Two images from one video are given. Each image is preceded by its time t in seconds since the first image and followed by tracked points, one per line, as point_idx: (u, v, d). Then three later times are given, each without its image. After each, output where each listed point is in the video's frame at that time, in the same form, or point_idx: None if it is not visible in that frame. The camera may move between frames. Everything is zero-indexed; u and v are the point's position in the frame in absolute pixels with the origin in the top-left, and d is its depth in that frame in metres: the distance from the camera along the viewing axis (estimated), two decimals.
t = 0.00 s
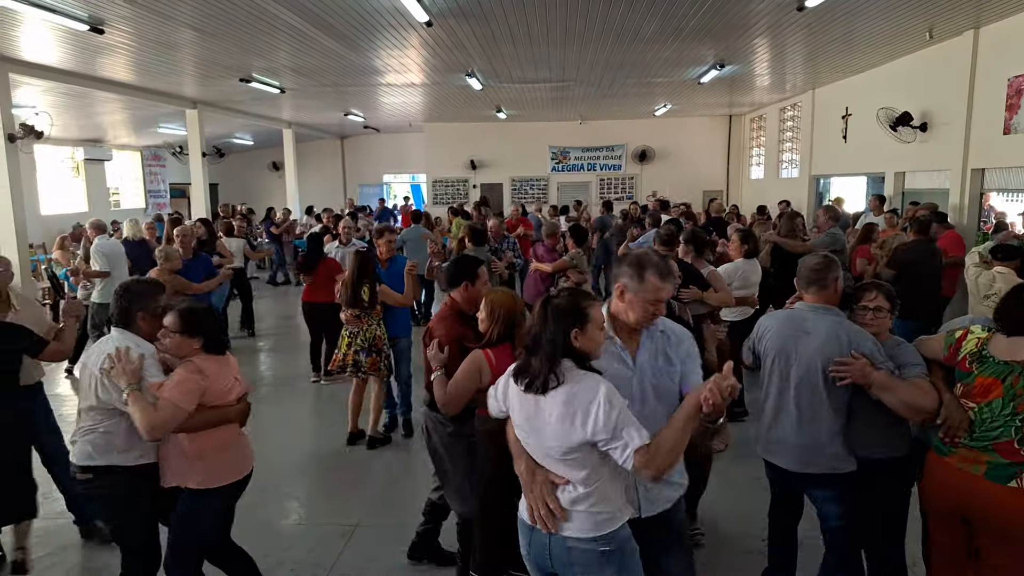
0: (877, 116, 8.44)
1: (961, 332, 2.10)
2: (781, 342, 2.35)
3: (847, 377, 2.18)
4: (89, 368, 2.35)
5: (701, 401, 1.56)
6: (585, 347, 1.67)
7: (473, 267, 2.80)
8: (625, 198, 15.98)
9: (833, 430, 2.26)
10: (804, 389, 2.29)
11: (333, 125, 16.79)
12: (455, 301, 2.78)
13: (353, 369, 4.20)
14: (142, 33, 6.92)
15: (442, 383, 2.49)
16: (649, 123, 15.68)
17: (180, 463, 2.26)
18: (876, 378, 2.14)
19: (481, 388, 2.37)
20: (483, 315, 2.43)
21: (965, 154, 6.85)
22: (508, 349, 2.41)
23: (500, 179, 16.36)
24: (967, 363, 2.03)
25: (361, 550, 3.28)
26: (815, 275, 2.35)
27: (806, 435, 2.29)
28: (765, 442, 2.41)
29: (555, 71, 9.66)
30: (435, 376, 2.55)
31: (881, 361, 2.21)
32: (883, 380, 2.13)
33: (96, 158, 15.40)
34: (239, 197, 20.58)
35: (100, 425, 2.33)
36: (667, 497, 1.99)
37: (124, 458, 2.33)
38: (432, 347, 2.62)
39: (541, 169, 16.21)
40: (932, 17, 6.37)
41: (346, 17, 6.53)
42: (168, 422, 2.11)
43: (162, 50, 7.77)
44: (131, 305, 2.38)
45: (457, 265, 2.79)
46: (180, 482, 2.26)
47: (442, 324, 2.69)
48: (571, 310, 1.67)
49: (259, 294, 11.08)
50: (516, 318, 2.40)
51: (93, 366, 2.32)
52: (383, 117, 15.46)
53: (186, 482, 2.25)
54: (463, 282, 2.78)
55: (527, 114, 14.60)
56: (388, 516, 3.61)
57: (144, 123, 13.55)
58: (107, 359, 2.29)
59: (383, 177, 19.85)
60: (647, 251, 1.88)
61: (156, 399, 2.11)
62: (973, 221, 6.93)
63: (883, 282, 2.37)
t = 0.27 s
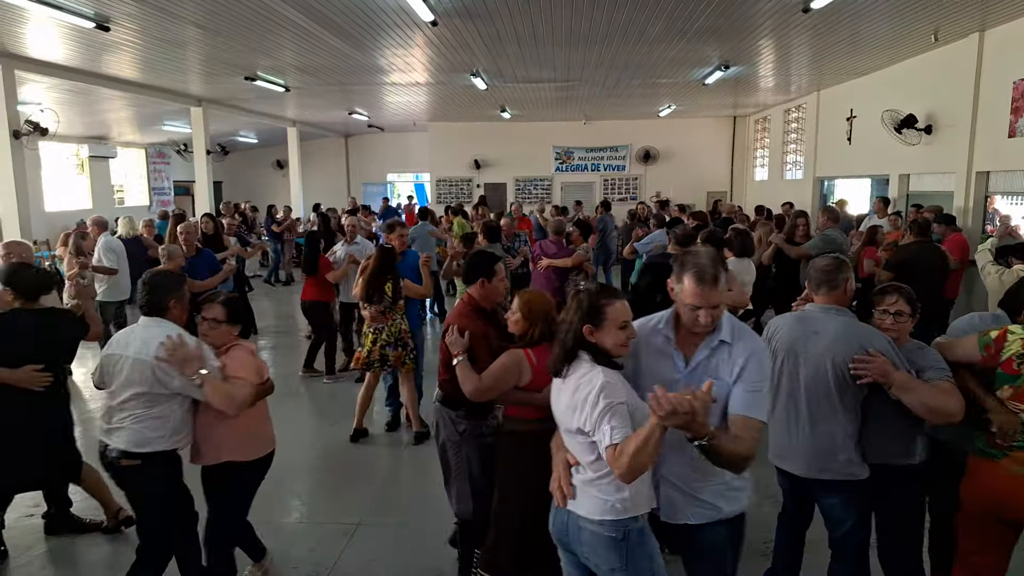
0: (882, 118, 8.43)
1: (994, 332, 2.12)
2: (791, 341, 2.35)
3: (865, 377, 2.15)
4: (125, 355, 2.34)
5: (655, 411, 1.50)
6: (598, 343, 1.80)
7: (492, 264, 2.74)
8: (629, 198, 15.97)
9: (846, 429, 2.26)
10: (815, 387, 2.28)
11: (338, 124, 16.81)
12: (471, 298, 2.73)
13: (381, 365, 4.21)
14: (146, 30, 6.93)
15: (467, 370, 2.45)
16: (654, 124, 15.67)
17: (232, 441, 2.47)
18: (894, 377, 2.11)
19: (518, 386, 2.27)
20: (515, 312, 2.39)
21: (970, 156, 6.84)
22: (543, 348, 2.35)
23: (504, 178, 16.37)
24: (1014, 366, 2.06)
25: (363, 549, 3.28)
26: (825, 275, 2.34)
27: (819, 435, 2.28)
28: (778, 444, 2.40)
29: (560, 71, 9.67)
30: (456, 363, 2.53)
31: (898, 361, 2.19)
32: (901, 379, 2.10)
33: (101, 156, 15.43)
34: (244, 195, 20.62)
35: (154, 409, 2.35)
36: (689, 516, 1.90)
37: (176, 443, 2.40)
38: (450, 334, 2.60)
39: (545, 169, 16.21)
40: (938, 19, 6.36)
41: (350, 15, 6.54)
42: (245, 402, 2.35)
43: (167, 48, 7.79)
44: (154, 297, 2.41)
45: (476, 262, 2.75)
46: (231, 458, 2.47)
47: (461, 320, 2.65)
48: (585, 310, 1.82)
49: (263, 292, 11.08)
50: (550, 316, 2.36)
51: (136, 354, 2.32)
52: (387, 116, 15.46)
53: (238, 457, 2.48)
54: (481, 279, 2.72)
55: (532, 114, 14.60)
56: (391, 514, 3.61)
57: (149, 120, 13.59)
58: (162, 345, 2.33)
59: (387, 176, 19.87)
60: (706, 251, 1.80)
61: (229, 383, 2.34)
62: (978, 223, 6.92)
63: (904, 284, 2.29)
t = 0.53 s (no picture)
0: (884, 117, 8.42)
1: None
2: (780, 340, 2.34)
3: (845, 370, 2.17)
4: (181, 338, 2.40)
5: (611, 395, 1.67)
6: (637, 337, 1.87)
7: (500, 264, 2.75)
8: (630, 198, 15.96)
9: (835, 428, 2.26)
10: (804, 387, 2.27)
11: (339, 124, 16.82)
12: (484, 298, 2.73)
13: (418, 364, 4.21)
14: (148, 30, 6.94)
15: (493, 353, 2.38)
16: (655, 124, 15.66)
17: (284, 407, 2.64)
18: (874, 375, 2.11)
19: (545, 374, 2.28)
20: (534, 306, 2.38)
21: (972, 156, 6.83)
22: (564, 340, 2.38)
23: (506, 178, 16.36)
24: None
25: (364, 549, 3.28)
26: (825, 273, 2.29)
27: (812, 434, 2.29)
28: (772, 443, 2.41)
29: (561, 71, 9.66)
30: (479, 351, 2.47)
31: (886, 360, 2.17)
32: (879, 377, 2.10)
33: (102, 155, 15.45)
34: (245, 195, 20.63)
35: (213, 389, 2.45)
36: (740, 531, 1.74)
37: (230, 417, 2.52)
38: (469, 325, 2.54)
39: (546, 169, 16.20)
40: (940, 19, 6.35)
41: (351, 15, 6.54)
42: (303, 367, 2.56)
43: (169, 48, 7.80)
44: (189, 284, 2.45)
45: (485, 262, 2.75)
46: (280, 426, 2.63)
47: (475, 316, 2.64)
48: (629, 305, 1.89)
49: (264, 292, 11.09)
50: (569, 311, 2.38)
51: (191, 338, 2.40)
52: (388, 116, 15.46)
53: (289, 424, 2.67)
54: (491, 279, 2.73)
55: (533, 113, 14.60)
56: (392, 514, 3.61)
57: (151, 120, 13.60)
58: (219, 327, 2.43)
59: (388, 176, 19.87)
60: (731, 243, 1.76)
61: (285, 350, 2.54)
62: (980, 223, 6.90)
63: (904, 282, 2.27)
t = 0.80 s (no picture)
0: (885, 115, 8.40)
1: None
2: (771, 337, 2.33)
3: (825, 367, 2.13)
4: (219, 338, 2.60)
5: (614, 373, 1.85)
6: (700, 326, 1.95)
7: (515, 263, 2.75)
8: (631, 196, 15.95)
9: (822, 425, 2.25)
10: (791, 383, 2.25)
11: (339, 123, 16.82)
12: (502, 296, 2.75)
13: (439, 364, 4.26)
14: (148, 30, 6.94)
15: (529, 352, 2.43)
16: (656, 122, 15.64)
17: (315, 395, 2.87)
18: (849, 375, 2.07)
19: (576, 369, 2.43)
20: (556, 304, 2.55)
21: (973, 153, 6.81)
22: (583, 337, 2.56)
23: (506, 177, 16.35)
24: None
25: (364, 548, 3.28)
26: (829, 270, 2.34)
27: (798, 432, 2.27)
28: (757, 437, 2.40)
29: (562, 69, 9.66)
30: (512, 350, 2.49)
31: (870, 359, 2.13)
32: (857, 377, 2.05)
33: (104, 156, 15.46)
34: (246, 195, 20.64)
35: (256, 386, 2.67)
36: (734, 526, 1.73)
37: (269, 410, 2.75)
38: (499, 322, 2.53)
39: (547, 168, 16.20)
40: (941, 16, 6.34)
41: (352, 15, 6.55)
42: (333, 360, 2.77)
43: (169, 48, 7.81)
44: (217, 291, 2.65)
45: (500, 262, 2.75)
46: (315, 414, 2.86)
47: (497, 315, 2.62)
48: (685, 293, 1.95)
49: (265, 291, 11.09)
50: (583, 306, 2.59)
51: (230, 338, 2.61)
52: (389, 115, 15.45)
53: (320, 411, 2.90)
54: (508, 279, 2.74)
55: (534, 112, 14.58)
56: (393, 513, 3.62)
57: (151, 120, 13.60)
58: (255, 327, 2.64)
59: (389, 175, 19.87)
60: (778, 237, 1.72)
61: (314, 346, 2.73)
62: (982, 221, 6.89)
63: (898, 283, 2.24)
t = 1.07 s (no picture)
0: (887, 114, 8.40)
1: None
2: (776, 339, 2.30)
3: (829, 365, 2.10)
4: (269, 327, 2.65)
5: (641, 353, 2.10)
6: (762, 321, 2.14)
7: (529, 266, 2.77)
8: (634, 196, 15.95)
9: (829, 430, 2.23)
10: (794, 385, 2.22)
11: (342, 125, 16.84)
12: (516, 299, 2.75)
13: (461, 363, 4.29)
14: (151, 33, 6.96)
15: (546, 354, 2.46)
16: (658, 122, 15.63)
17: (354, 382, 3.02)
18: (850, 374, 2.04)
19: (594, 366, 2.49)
20: (573, 301, 2.60)
21: (977, 152, 6.81)
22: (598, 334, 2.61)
23: (509, 178, 16.36)
24: None
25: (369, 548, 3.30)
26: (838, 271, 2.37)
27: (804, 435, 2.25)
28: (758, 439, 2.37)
29: (563, 70, 9.66)
30: (528, 351, 2.52)
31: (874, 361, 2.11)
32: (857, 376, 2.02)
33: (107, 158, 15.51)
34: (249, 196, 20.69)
35: (304, 374, 2.74)
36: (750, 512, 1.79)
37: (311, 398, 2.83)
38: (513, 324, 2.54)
39: (549, 168, 16.20)
40: (944, 15, 6.34)
41: (354, 16, 6.56)
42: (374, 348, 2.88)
43: (172, 50, 7.83)
44: (270, 281, 2.73)
45: (515, 264, 2.77)
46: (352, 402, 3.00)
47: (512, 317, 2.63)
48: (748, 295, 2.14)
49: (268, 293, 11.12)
50: (598, 303, 2.65)
51: (280, 329, 2.66)
52: (391, 116, 15.46)
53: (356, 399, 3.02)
54: (522, 283, 2.76)
55: (535, 113, 14.59)
56: (398, 514, 3.63)
57: (154, 122, 13.64)
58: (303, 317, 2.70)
59: (391, 176, 19.89)
60: (813, 237, 1.68)
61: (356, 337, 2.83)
62: (985, 220, 6.88)
63: (900, 286, 2.25)
